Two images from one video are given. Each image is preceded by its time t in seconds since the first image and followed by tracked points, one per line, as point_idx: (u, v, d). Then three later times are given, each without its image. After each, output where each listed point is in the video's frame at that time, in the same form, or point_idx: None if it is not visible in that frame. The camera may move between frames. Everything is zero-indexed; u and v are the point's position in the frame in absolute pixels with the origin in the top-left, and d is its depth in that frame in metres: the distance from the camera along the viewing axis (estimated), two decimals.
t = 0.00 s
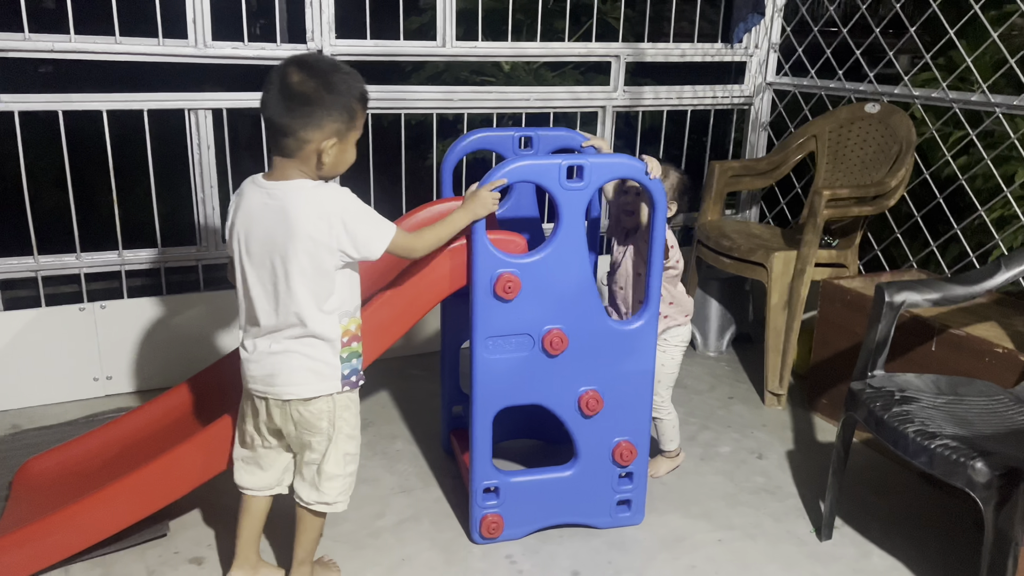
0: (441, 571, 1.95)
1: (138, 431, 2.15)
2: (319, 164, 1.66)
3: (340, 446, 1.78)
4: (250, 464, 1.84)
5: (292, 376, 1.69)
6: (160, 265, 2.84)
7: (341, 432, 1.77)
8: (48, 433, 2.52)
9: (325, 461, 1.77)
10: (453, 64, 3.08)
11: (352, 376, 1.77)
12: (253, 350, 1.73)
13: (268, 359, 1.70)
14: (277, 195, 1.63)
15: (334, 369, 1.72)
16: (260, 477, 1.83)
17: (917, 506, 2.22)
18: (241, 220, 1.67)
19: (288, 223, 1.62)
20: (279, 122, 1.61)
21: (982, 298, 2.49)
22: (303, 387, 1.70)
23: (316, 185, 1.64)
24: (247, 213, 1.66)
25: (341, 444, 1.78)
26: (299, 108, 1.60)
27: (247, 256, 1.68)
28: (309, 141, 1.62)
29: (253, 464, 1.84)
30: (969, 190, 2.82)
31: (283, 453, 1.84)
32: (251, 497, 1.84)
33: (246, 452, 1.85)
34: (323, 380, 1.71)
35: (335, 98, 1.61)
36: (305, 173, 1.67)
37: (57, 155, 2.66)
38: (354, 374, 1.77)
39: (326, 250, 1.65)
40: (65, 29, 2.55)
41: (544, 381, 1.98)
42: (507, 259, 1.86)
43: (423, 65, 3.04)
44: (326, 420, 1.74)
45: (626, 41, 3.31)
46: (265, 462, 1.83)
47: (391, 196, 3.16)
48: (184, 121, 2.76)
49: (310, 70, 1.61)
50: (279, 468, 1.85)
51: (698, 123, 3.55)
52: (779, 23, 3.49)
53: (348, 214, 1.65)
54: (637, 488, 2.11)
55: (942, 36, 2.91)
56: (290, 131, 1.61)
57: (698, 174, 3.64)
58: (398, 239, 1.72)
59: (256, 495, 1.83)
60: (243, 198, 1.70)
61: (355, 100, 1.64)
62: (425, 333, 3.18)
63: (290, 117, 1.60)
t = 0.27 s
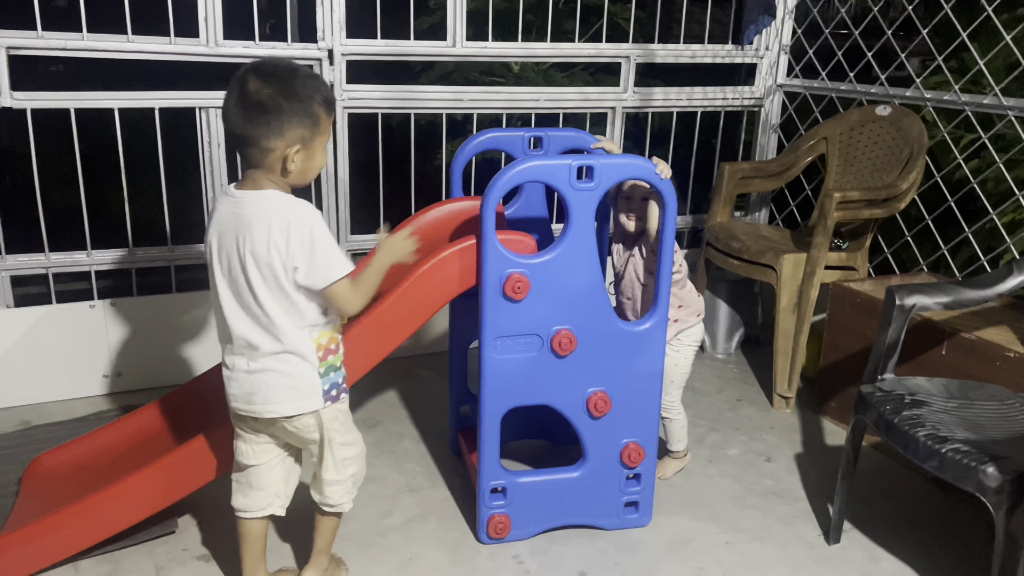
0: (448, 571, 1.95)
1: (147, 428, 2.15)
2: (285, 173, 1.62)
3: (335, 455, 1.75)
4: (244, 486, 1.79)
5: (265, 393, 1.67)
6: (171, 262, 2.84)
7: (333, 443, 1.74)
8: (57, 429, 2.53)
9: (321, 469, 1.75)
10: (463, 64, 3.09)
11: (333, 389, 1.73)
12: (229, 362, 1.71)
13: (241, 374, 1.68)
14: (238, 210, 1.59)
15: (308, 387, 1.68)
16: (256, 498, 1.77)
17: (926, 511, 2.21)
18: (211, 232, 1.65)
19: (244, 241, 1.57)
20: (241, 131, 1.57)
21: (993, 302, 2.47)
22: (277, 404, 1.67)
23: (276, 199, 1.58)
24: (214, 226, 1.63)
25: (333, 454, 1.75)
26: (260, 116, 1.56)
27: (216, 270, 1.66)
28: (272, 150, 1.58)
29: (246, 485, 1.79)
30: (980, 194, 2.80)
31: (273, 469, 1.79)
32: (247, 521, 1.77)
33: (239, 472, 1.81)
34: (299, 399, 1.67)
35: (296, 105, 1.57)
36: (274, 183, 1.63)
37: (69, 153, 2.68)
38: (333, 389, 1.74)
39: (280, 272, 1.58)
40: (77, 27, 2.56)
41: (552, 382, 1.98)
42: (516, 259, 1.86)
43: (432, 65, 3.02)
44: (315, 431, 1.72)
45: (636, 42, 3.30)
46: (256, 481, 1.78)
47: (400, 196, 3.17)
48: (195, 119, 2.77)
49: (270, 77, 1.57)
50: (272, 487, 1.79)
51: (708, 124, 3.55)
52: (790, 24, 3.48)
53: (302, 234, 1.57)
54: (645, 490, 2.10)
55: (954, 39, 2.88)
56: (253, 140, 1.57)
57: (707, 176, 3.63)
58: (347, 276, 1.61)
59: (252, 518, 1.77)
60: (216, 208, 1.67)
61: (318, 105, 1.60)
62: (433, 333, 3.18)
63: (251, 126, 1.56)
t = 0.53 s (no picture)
0: (450, 572, 1.94)
1: (148, 427, 2.15)
2: (273, 179, 1.53)
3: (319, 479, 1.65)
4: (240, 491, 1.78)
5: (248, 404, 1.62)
6: (176, 262, 2.87)
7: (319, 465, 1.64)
8: (61, 428, 2.54)
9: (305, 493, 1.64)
10: (468, 64, 3.04)
11: (321, 406, 1.63)
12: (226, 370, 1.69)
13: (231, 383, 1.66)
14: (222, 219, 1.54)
15: (290, 403, 1.60)
16: (250, 506, 1.76)
17: (932, 515, 2.20)
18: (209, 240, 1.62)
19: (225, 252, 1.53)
20: (229, 135, 1.50)
21: (1000, 306, 2.46)
22: (261, 416, 1.60)
23: (254, 210, 1.51)
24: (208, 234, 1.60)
25: (318, 477, 1.65)
26: (247, 118, 1.48)
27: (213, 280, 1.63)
28: (259, 154, 1.50)
29: (241, 494, 1.77)
30: (987, 196, 2.79)
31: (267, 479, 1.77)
32: (245, 529, 1.78)
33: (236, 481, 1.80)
34: (282, 412, 1.60)
35: (285, 106, 1.49)
36: (264, 190, 1.55)
37: (75, 151, 2.69)
38: (323, 404, 1.64)
39: (251, 288, 1.51)
40: (84, 26, 2.57)
41: (557, 383, 1.97)
42: (521, 260, 1.86)
43: (438, 65, 3.01)
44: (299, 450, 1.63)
45: (642, 43, 3.30)
46: (250, 490, 1.76)
47: (404, 196, 3.17)
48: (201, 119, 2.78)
49: (257, 77, 1.50)
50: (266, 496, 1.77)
51: (714, 126, 3.54)
52: (797, 26, 3.47)
53: (271, 250, 1.48)
54: (649, 492, 2.10)
55: (961, 41, 2.87)
56: (240, 144, 1.50)
57: (713, 177, 3.62)
58: (305, 305, 1.49)
59: (249, 526, 1.78)
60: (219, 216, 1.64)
61: (309, 106, 1.52)
62: (437, 334, 3.18)
63: (238, 129, 1.49)
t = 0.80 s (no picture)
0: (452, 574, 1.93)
1: (162, 423, 2.15)
2: (298, 200, 1.43)
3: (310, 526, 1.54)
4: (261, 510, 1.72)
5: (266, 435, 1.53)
6: (178, 262, 2.85)
7: (316, 511, 1.54)
8: (63, 428, 2.54)
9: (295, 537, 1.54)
10: (472, 64, 3.09)
11: (330, 449, 1.52)
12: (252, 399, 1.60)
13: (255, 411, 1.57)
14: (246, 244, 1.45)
15: (303, 440, 1.50)
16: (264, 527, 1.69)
17: (935, 518, 2.19)
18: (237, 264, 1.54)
19: (249, 280, 1.44)
20: (248, 154, 1.41)
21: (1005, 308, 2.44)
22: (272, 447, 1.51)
23: (277, 237, 1.40)
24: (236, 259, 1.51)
25: (314, 524, 1.54)
26: (265, 136, 1.39)
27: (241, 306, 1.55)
28: (282, 174, 1.41)
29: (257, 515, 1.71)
30: (992, 198, 2.77)
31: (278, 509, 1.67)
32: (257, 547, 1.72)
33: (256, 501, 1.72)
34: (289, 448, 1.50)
35: (306, 121, 1.39)
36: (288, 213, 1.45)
37: (78, 150, 2.69)
38: (332, 448, 1.52)
39: (272, 321, 1.41)
40: (87, 26, 2.57)
41: (559, 385, 1.97)
42: (523, 261, 1.85)
43: (441, 65, 3.05)
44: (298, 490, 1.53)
45: (645, 43, 3.29)
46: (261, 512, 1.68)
47: (407, 197, 3.16)
48: (203, 119, 2.77)
49: (276, 91, 1.40)
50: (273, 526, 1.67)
51: (717, 126, 3.53)
52: (800, 28, 3.45)
53: (292, 282, 1.37)
54: (651, 494, 2.09)
55: (966, 41, 2.86)
56: (261, 163, 1.41)
57: (716, 178, 3.60)
58: (327, 342, 1.38)
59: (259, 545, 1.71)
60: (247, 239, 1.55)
61: (332, 121, 1.42)
62: (439, 334, 3.17)
63: (257, 148, 1.40)
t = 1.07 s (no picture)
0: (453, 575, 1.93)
1: (187, 411, 2.17)
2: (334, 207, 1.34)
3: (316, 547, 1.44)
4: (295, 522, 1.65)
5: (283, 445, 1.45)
6: (178, 262, 2.85)
7: (321, 535, 1.43)
8: (64, 429, 2.54)
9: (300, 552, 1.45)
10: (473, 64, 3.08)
11: (332, 476, 1.40)
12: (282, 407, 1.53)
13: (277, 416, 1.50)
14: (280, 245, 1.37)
15: (310, 458, 1.40)
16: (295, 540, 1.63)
17: (938, 520, 2.18)
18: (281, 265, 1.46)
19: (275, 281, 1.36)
20: (283, 155, 1.32)
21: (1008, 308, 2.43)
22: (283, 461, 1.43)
23: (306, 242, 1.31)
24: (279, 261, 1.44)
25: (318, 547, 1.44)
26: (301, 137, 1.30)
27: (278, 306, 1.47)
28: (317, 179, 1.31)
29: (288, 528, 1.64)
30: (994, 197, 2.76)
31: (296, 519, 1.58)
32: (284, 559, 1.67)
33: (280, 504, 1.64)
34: (297, 464, 1.41)
35: (345, 123, 1.30)
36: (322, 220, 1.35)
37: (79, 150, 2.69)
38: (334, 475, 1.40)
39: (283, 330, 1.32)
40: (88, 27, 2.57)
41: (560, 385, 1.96)
42: (523, 262, 1.85)
43: (443, 65, 3.04)
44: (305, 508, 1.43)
45: (647, 43, 3.28)
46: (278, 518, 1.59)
47: (408, 198, 3.17)
48: (204, 120, 2.77)
49: (318, 91, 1.31)
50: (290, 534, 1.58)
51: (719, 126, 3.52)
52: (802, 26, 3.46)
53: (308, 290, 1.28)
54: (653, 495, 2.08)
55: (969, 41, 2.85)
56: (297, 167, 1.32)
57: (718, 178, 3.60)
58: (328, 363, 1.27)
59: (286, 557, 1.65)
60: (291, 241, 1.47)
61: (373, 123, 1.32)
62: (441, 335, 3.17)
63: (292, 150, 1.31)
